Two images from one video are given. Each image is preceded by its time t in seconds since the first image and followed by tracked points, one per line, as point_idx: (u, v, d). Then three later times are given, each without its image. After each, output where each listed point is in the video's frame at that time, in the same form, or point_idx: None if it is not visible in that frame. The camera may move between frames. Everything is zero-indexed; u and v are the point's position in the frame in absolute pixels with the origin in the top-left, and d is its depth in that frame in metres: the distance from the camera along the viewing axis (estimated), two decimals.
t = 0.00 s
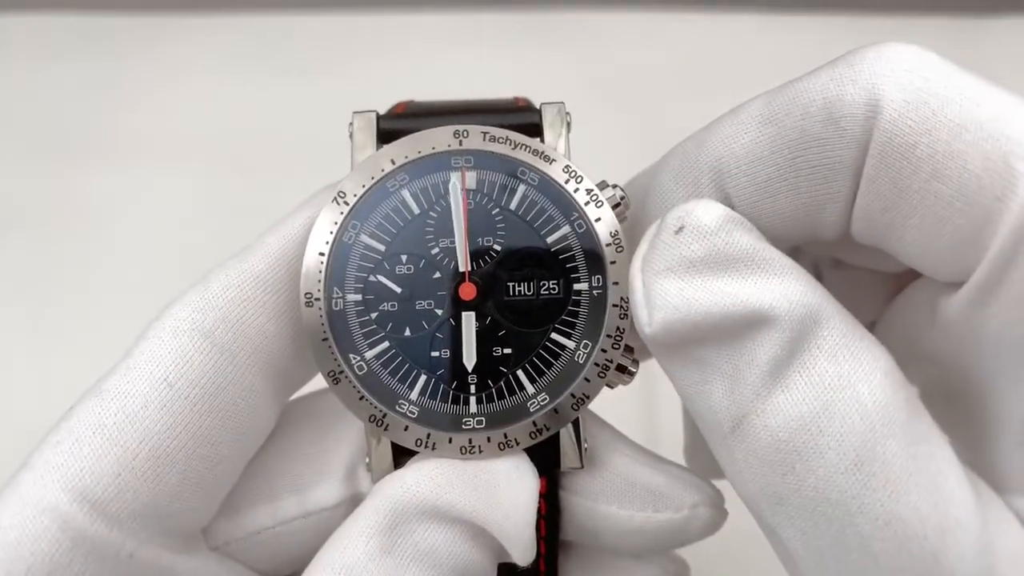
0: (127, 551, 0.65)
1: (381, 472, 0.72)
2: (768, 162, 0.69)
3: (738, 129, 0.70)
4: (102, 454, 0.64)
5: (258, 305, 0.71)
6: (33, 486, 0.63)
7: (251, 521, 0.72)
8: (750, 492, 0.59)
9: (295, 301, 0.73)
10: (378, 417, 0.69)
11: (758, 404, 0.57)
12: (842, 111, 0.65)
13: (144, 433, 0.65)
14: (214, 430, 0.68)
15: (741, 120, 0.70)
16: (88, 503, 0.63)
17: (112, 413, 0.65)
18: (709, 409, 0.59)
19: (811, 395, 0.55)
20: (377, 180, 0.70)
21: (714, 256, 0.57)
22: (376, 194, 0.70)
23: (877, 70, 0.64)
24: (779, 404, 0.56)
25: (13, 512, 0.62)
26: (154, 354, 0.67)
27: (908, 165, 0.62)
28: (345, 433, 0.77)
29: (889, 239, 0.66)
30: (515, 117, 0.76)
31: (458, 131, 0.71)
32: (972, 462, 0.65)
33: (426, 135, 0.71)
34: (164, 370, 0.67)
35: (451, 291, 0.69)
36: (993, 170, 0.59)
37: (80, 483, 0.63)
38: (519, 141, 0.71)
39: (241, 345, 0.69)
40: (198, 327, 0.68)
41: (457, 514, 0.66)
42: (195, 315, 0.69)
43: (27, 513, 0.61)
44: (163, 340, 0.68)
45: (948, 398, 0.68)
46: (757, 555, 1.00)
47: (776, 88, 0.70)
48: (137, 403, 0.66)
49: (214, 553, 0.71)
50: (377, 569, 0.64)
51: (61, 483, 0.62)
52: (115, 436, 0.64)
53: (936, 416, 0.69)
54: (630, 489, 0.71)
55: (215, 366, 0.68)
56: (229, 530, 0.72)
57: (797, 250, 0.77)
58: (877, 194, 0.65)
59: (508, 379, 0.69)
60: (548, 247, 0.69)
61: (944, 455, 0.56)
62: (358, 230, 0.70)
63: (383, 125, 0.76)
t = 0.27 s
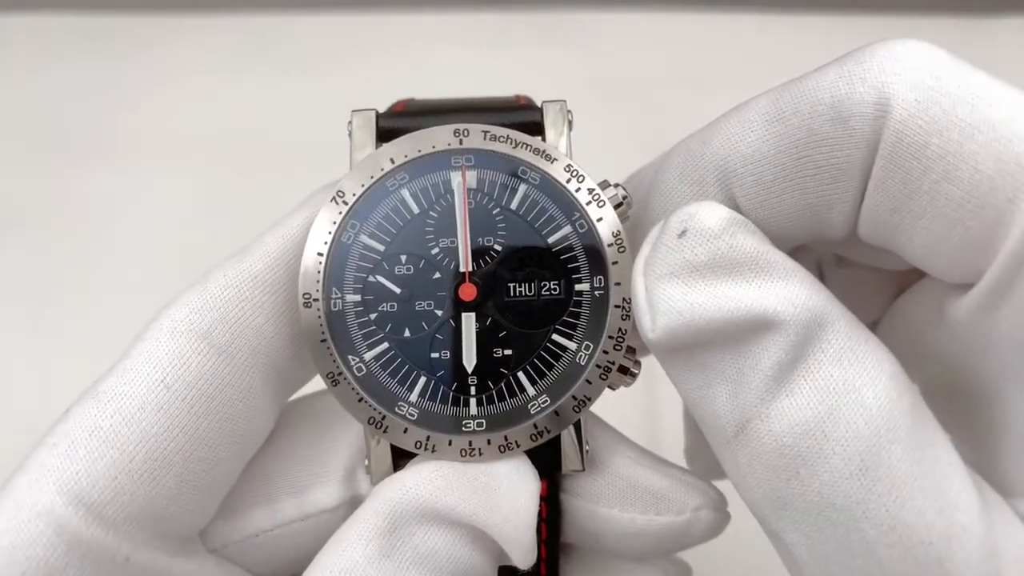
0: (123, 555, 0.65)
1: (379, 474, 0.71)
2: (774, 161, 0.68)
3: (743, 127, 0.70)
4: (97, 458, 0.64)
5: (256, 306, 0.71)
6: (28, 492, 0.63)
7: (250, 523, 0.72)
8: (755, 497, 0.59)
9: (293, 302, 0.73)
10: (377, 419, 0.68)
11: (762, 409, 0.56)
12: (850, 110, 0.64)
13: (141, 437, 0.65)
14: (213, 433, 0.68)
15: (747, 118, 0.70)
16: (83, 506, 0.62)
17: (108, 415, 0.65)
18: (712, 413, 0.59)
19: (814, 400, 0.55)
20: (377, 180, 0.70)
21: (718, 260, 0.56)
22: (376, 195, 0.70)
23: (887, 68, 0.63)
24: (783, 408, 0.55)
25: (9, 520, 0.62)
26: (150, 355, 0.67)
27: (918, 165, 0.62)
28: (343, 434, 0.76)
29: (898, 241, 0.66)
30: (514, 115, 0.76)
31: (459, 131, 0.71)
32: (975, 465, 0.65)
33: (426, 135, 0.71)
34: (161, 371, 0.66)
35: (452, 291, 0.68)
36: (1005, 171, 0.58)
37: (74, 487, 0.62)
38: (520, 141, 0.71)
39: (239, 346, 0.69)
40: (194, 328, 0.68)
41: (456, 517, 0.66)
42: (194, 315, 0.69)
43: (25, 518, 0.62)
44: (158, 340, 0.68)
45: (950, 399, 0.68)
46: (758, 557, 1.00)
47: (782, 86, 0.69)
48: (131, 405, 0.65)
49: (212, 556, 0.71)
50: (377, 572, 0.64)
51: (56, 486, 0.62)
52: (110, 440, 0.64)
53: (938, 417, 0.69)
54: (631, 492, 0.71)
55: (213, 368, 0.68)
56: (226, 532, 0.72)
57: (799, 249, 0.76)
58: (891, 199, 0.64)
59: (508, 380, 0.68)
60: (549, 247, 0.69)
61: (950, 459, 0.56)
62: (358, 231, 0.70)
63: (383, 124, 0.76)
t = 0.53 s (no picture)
0: (122, 556, 0.64)
1: (379, 476, 0.71)
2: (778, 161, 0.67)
3: (746, 127, 0.69)
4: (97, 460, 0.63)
5: (255, 306, 0.70)
6: (26, 492, 0.63)
7: (249, 525, 0.72)
8: (758, 500, 0.58)
9: (292, 303, 0.73)
10: (378, 420, 0.68)
11: (766, 411, 0.56)
12: (856, 111, 0.64)
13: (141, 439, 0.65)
14: (211, 434, 0.67)
15: (751, 118, 0.69)
16: (82, 508, 0.62)
17: (107, 416, 0.65)
18: (715, 415, 0.59)
19: (818, 403, 0.55)
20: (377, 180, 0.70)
21: (720, 262, 0.56)
22: (375, 194, 0.70)
23: (893, 68, 0.63)
24: (786, 411, 0.55)
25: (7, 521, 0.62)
26: (149, 355, 0.67)
27: (924, 165, 0.62)
28: (344, 435, 0.76)
29: (903, 242, 0.65)
30: (514, 114, 0.76)
31: (460, 130, 0.70)
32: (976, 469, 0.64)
33: (426, 134, 0.71)
34: (158, 370, 0.66)
35: (452, 292, 0.68)
36: (1012, 172, 0.58)
37: (72, 487, 0.62)
38: (521, 141, 0.70)
39: (239, 347, 0.69)
40: (192, 327, 0.68)
41: (457, 519, 0.65)
42: (192, 316, 0.69)
43: (25, 519, 0.61)
44: (157, 340, 0.68)
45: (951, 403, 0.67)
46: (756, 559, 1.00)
47: (786, 85, 0.68)
48: (129, 406, 0.65)
49: (211, 558, 0.71)
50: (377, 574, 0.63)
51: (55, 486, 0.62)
52: (109, 441, 0.64)
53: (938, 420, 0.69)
54: (633, 494, 0.71)
55: (210, 368, 0.68)
56: (226, 534, 0.72)
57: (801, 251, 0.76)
58: (896, 202, 0.64)
59: (509, 382, 0.68)
60: (550, 247, 0.69)
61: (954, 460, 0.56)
62: (358, 231, 0.70)
63: (384, 124, 0.75)
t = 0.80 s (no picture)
0: (120, 557, 0.64)
1: (377, 477, 0.71)
2: (778, 159, 0.67)
3: (749, 127, 0.69)
4: (98, 460, 0.63)
5: (251, 307, 0.72)
6: (23, 491, 0.62)
7: (248, 525, 0.72)
8: (759, 503, 0.58)
9: (289, 306, 0.74)
10: (377, 421, 0.69)
11: (768, 413, 0.55)
12: (861, 110, 0.63)
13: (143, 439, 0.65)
14: (209, 434, 0.68)
15: (754, 118, 0.69)
16: (82, 508, 0.62)
17: (109, 416, 0.65)
18: (717, 419, 0.58)
19: (821, 405, 0.54)
20: (377, 180, 0.70)
21: (723, 265, 0.55)
22: (375, 195, 0.70)
23: (899, 67, 0.62)
24: (790, 414, 0.55)
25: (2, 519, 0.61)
26: (149, 354, 0.68)
27: (930, 166, 0.61)
28: (344, 435, 0.76)
29: (906, 244, 0.65)
30: (513, 114, 0.76)
31: (460, 130, 0.71)
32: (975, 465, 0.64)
33: (427, 134, 0.71)
34: (157, 368, 0.67)
35: (453, 293, 0.68)
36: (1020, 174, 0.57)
37: (72, 487, 0.62)
38: (523, 140, 0.70)
39: (239, 347, 0.70)
40: (190, 327, 0.69)
41: (457, 520, 0.65)
42: (189, 318, 0.69)
43: (24, 520, 0.61)
44: (156, 339, 0.68)
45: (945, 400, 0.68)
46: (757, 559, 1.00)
47: (791, 83, 0.68)
48: (131, 406, 0.65)
49: (209, 558, 0.71)
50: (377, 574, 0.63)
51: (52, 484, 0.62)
52: (111, 440, 0.64)
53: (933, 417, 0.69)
54: (634, 496, 0.70)
55: (207, 367, 0.68)
56: (226, 534, 0.72)
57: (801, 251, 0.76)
58: (903, 200, 0.63)
59: (510, 383, 0.68)
60: (551, 248, 0.69)
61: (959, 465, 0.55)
62: (358, 231, 0.70)
63: (384, 123, 0.75)
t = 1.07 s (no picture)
0: (121, 556, 0.64)
1: (378, 476, 0.71)
2: (775, 158, 0.67)
3: (748, 127, 0.69)
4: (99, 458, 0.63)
5: (251, 306, 0.72)
6: (24, 490, 0.62)
7: (249, 524, 0.73)
8: (759, 503, 0.58)
9: (289, 307, 0.74)
10: (378, 420, 0.69)
11: (768, 413, 0.56)
12: (859, 110, 0.63)
13: (144, 438, 0.65)
14: (210, 433, 0.68)
15: (754, 118, 0.69)
16: (83, 507, 0.62)
17: (110, 415, 0.65)
18: (716, 418, 0.58)
19: (820, 405, 0.54)
20: (377, 181, 0.71)
21: (722, 265, 0.55)
22: (376, 195, 0.70)
23: (897, 67, 0.63)
24: (789, 414, 0.55)
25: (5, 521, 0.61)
26: (150, 353, 0.68)
27: (929, 165, 0.61)
28: (345, 434, 0.76)
29: (905, 243, 0.65)
30: (512, 115, 0.76)
31: (460, 131, 0.71)
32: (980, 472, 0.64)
33: (427, 134, 0.71)
34: (158, 366, 0.67)
35: (454, 293, 0.69)
36: (1018, 171, 0.57)
37: (72, 485, 0.62)
38: (523, 141, 0.71)
39: (239, 347, 0.70)
40: (191, 326, 0.69)
41: (458, 519, 0.65)
42: (190, 317, 0.70)
43: (27, 519, 0.61)
44: (158, 339, 0.68)
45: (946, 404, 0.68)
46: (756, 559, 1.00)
47: (790, 83, 0.68)
48: (133, 405, 0.65)
49: (209, 558, 0.71)
50: None
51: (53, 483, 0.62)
52: (111, 439, 0.64)
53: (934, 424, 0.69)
54: (634, 496, 0.71)
55: (207, 366, 0.68)
56: (226, 534, 0.72)
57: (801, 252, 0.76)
58: (902, 201, 0.63)
59: (510, 383, 0.69)
60: (551, 248, 0.69)
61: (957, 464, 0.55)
62: (359, 231, 0.70)
63: (384, 123, 0.75)
